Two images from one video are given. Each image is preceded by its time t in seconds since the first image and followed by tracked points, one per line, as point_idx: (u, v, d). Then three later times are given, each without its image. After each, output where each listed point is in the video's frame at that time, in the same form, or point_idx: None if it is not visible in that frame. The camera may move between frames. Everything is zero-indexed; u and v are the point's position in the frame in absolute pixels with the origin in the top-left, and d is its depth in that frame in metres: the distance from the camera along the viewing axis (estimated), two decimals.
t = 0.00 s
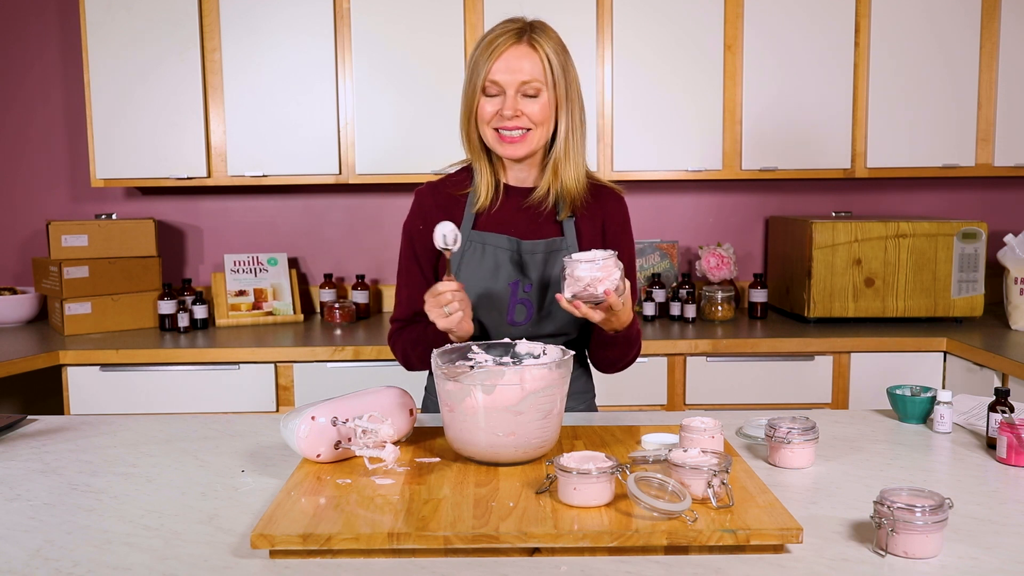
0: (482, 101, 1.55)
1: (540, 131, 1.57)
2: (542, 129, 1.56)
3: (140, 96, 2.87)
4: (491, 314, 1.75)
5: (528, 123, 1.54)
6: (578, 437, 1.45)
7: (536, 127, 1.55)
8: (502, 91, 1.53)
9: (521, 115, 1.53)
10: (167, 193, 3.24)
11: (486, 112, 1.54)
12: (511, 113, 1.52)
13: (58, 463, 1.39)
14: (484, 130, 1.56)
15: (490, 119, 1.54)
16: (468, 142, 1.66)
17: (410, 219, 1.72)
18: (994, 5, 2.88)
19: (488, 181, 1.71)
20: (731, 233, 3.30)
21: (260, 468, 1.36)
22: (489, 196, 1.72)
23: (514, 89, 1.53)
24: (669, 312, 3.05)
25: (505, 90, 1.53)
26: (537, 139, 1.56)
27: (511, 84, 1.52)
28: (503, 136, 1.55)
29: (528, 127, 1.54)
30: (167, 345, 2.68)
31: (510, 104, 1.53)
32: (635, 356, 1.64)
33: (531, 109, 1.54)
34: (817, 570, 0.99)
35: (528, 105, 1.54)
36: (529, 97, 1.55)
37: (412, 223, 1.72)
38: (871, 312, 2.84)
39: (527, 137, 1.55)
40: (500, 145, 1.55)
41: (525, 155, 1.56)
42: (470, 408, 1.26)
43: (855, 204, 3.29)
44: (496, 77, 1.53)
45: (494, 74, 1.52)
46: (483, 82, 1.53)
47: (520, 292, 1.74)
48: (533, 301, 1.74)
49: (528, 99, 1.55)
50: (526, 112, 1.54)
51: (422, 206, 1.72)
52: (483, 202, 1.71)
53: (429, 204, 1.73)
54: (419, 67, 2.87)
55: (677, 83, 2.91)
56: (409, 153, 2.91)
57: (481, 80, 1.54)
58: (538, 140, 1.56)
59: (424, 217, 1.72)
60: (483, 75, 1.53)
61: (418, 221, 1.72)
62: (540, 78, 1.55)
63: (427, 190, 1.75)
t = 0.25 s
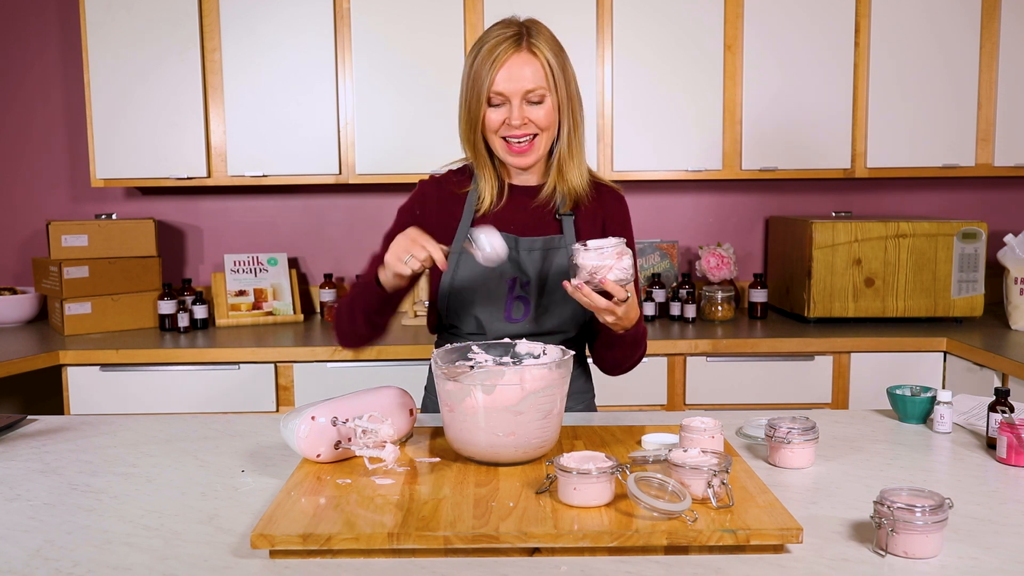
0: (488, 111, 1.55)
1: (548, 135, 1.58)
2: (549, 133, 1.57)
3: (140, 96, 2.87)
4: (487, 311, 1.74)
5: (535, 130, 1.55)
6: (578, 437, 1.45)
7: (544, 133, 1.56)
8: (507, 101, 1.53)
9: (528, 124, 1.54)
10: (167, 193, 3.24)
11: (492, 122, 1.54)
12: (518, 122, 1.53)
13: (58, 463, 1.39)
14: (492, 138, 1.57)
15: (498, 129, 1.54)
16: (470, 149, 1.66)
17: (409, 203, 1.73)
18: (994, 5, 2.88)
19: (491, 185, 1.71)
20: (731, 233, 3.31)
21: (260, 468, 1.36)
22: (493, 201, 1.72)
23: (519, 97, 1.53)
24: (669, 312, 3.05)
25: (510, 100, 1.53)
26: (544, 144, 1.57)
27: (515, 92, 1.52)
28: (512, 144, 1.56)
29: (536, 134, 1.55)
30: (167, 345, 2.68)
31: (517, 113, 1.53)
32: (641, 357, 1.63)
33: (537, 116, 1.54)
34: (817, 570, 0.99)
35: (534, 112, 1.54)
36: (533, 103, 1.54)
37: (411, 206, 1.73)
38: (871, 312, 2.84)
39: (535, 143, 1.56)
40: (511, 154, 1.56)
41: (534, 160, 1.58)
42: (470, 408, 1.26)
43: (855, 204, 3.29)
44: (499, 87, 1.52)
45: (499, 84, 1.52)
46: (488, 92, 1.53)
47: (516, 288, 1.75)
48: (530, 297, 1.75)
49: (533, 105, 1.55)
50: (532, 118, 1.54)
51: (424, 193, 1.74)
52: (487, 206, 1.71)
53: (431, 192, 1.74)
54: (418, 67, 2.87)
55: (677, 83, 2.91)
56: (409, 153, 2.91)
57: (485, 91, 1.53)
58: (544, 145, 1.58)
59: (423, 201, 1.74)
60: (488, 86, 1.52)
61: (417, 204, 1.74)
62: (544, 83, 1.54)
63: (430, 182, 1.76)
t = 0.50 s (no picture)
0: (493, 113, 1.57)
1: (553, 133, 1.60)
2: (555, 132, 1.60)
3: (141, 96, 2.87)
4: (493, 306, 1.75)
5: (541, 129, 1.57)
6: (578, 437, 1.45)
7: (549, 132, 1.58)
8: (511, 102, 1.55)
9: (534, 123, 1.55)
10: (167, 193, 3.24)
11: (498, 124, 1.57)
12: (523, 123, 1.54)
13: (58, 463, 1.39)
14: (500, 139, 1.59)
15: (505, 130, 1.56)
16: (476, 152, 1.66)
17: (440, 176, 1.71)
18: (994, 5, 2.88)
19: (504, 183, 1.69)
20: (731, 233, 3.30)
21: (260, 468, 1.36)
22: (507, 199, 1.70)
23: (522, 98, 1.54)
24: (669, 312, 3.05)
25: (514, 101, 1.54)
26: (551, 142, 1.60)
27: (518, 93, 1.53)
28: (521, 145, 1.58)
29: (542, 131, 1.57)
30: (167, 345, 2.68)
31: (521, 114, 1.54)
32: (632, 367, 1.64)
33: (542, 116, 1.56)
34: (817, 570, 0.99)
35: (539, 110, 1.56)
36: (537, 102, 1.56)
37: (440, 178, 1.71)
38: (871, 312, 2.84)
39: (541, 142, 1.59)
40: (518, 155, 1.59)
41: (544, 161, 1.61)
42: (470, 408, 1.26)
43: (855, 204, 3.29)
44: (501, 89, 1.53)
45: (500, 86, 1.53)
46: (490, 96, 1.55)
47: (524, 288, 1.74)
48: (536, 297, 1.75)
49: (537, 104, 1.56)
50: (537, 118, 1.56)
51: (456, 170, 1.73)
52: (501, 204, 1.70)
53: (463, 173, 1.72)
54: (419, 67, 2.87)
55: (677, 82, 2.91)
56: (409, 153, 2.91)
57: (487, 94, 1.55)
58: (553, 144, 1.60)
59: (453, 178, 1.72)
60: (490, 90, 1.54)
61: (447, 180, 1.71)
62: (546, 82, 1.55)
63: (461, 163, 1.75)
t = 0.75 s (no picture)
0: (510, 119, 1.54)
1: (569, 142, 1.58)
2: (572, 140, 1.57)
3: (141, 95, 2.87)
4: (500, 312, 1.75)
5: (557, 137, 1.55)
6: (579, 437, 1.45)
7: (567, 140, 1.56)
8: (529, 109, 1.53)
9: (550, 131, 1.53)
10: (167, 193, 3.24)
11: (515, 130, 1.54)
12: (541, 131, 1.52)
13: (58, 463, 1.39)
14: (515, 146, 1.57)
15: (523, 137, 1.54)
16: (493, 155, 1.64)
17: (458, 175, 1.67)
18: (994, 5, 2.88)
19: (522, 186, 1.67)
20: (730, 233, 3.30)
21: (261, 468, 1.36)
22: (524, 202, 1.68)
23: (541, 105, 1.52)
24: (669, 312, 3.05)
25: (533, 108, 1.52)
26: (567, 150, 1.58)
27: (537, 99, 1.51)
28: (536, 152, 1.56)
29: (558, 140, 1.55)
30: (167, 345, 2.68)
31: (539, 121, 1.52)
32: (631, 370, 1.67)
33: (560, 124, 1.54)
34: (817, 570, 0.99)
35: (556, 119, 1.54)
36: (556, 109, 1.54)
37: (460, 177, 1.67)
38: (871, 312, 2.84)
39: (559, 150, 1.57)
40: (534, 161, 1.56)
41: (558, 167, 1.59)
42: (471, 408, 1.26)
43: (855, 204, 3.29)
44: (520, 95, 1.51)
45: (519, 93, 1.51)
46: (508, 101, 1.52)
47: (533, 295, 1.73)
48: (545, 305, 1.74)
49: (555, 112, 1.54)
50: (556, 126, 1.54)
51: (473, 170, 1.68)
52: (518, 206, 1.68)
53: (480, 174, 1.69)
54: (418, 66, 2.87)
55: (677, 82, 2.91)
56: (409, 153, 2.91)
57: (505, 99, 1.52)
58: (568, 152, 1.58)
59: (470, 179, 1.68)
60: (508, 95, 1.52)
61: (464, 181, 1.67)
62: (566, 90, 1.53)
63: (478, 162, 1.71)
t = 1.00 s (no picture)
0: (513, 121, 1.54)
1: (572, 144, 1.56)
2: (574, 143, 1.56)
3: (141, 95, 2.87)
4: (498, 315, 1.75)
5: (561, 140, 1.54)
6: (579, 437, 1.45)
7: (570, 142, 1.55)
8: (531, 111, 1.52)
9: (553, 133, 1.52)
10: (167, 193, 3.24)
11: (518, 132, 1.54)
12: (544, 132, 1.51)
13: (58, 463, 1.39)
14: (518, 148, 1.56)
15: (526, 139, 1.53)
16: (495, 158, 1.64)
17: (454, 176, 1.67)
18: (994, 5, 2.88)
19: (522, 191, 1.67)
20: (730, 233, 3.31)
21: (261, 468, 1.36)
22: (523, 206, 1.68)
23: (543, 107, 1.52)
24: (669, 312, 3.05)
25: (536, 109, 1.52)
26: (571, 152, 1.56)
27: (539, 101, 1.51)
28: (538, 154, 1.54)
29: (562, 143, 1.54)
30: (167, 345, 2.68)
31: (542, 123, 1.52)
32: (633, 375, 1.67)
33: (563, 125, 1.54)
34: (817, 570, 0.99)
35: (559, 121, 1.53)
36: (558, 111, 1.54)
37: (455, 180, 1.67)
38: (871, 312, 2.84)
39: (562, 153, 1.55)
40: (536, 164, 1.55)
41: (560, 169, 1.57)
42: (470, 408, 1.26)
43: (855, 204, 3.29)
44: (523, 97, 1.51)
45: (522, 94, 1.51)
46: (511, 103, 1.52)
47: (531, 298, 1.73)
48: (543, 309, 1.74)
49: (558, 114, 1.54)
50: (559, 128, 1.53)
51: (470, 172, 1.69)
52: (517, 211, 1.68)
53: (478, 176, 1.70)
54: (418, 66, 2.87)
55: (677, 82, 2.91)
56: (408, 152, 2.91)
57: (508, 101, 1.52)
58: (571, 154, 1.57)
59: (467, 181, 1.69)
60: (511, 97, 1.51)
61: (462, 183, 1.67)
62: (568, 92, 1.53)
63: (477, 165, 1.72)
